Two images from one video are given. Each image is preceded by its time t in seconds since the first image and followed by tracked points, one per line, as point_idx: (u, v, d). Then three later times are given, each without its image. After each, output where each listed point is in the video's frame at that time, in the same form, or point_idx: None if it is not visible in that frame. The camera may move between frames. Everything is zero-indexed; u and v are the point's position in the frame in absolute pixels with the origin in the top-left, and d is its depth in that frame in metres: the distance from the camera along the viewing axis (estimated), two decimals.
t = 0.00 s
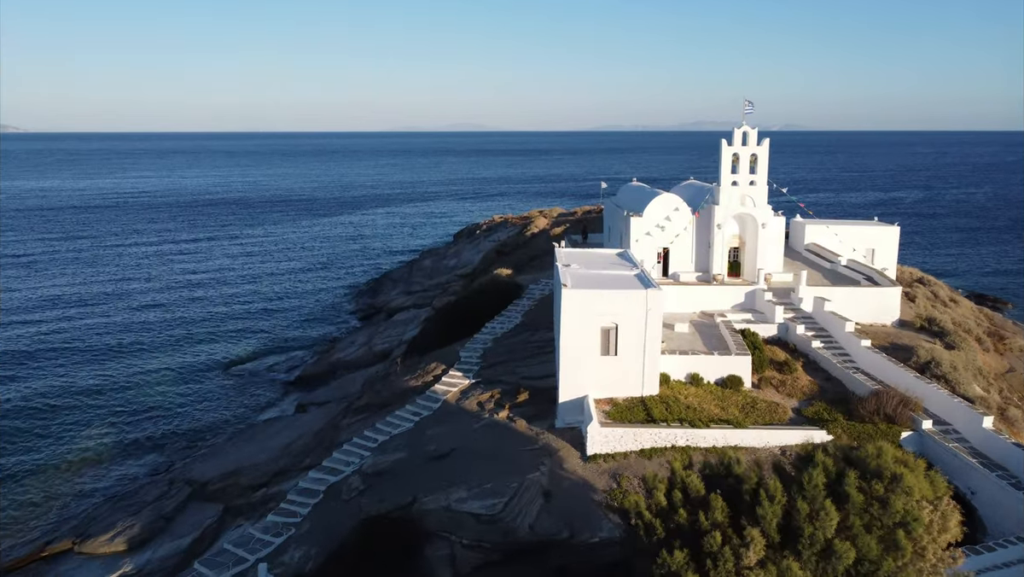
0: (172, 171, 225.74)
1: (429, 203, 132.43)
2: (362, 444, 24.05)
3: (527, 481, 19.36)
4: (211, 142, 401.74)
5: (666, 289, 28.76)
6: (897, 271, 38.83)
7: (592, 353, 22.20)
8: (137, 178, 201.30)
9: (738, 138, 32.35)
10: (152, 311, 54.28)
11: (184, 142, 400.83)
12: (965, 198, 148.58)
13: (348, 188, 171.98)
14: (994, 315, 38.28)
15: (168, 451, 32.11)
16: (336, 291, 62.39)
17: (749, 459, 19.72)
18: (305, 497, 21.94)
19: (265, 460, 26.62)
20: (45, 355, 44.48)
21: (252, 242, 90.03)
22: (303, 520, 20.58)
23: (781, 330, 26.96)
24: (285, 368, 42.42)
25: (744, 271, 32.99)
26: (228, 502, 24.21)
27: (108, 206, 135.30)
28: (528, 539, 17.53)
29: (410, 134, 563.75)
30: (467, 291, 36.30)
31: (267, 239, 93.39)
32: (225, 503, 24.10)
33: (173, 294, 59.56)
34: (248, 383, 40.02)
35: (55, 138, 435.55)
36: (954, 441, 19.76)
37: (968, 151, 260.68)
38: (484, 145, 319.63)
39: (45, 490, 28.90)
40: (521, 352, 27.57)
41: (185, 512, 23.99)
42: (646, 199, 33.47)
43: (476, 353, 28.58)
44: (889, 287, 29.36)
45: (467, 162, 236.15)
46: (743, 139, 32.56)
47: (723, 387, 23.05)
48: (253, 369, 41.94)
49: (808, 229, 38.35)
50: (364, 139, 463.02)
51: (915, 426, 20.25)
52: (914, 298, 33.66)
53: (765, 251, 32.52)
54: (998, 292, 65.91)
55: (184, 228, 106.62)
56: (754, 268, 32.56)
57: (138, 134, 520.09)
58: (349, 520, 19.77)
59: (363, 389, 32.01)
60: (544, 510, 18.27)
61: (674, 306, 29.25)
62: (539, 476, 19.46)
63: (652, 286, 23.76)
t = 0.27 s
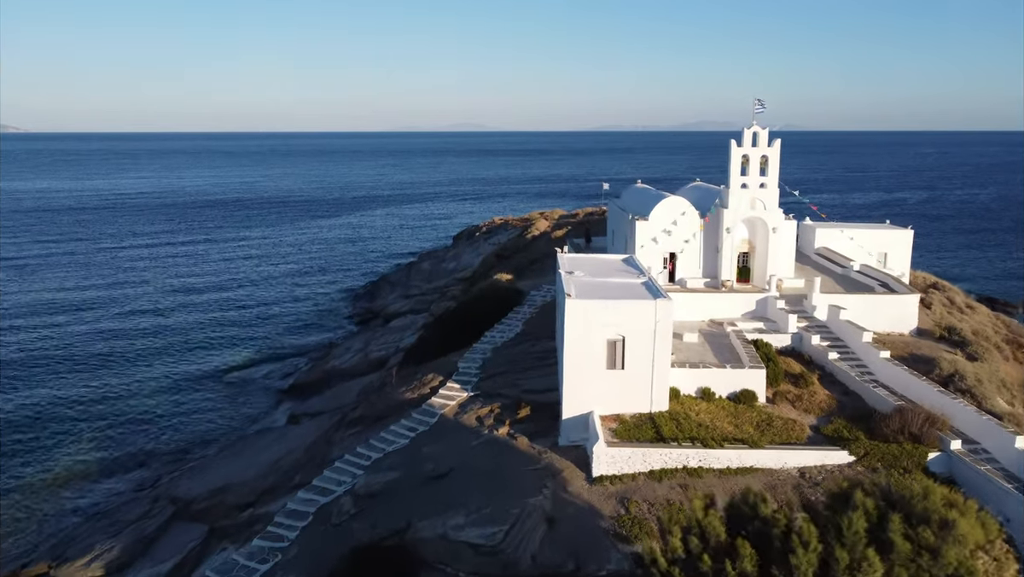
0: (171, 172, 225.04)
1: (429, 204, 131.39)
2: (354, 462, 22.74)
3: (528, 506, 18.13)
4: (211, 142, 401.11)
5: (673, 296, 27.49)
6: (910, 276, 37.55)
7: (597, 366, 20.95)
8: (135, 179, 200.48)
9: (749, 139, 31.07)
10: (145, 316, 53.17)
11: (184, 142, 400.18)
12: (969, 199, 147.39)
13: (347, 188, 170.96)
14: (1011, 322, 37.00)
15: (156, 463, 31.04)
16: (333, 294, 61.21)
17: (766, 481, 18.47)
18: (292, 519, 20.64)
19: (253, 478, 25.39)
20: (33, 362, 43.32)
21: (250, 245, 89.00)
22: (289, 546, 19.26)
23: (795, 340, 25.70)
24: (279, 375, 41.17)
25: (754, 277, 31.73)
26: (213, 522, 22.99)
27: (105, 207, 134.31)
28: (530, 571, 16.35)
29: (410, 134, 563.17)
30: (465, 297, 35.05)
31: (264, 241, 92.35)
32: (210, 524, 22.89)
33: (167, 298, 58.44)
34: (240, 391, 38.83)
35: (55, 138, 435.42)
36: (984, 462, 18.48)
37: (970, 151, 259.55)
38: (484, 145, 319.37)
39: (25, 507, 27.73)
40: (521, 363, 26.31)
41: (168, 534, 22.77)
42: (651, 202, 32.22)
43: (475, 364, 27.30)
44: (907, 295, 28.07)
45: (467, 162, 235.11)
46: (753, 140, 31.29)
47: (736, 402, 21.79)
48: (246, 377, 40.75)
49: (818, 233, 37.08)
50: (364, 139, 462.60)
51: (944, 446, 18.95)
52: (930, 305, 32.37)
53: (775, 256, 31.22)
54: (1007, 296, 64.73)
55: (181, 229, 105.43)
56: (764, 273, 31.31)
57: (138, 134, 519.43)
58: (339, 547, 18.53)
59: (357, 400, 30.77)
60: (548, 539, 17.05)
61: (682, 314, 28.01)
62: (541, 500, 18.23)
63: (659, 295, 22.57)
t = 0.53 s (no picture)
0: (169, 172, 224.33)
1: (428, 204, 130.32)
2: (345, 481, 21.46)
3: (531, 534, 16.90)
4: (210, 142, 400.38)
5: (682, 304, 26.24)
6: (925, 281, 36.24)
7: (603, 381, 19.71)
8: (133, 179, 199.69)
9: (760, 139, 29.75)
10: (137, 321, 52.06)
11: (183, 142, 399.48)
12: (972, 199, 146.17)
13: (346, 189, 169.87)
14: None
15: (142, 478, 29.86)
16: (330, 297, 60.04)
17: (786, 506, 17.23)
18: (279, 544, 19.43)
19: (240, 496, 24.19)
20: (21, 369, 42.21)
21: (247, 246, 87.93)
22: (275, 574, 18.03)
23: (810, 351, 24.44)
24: (272, 383, 39.94)
25: (764, 283, 30.49)
26: (198, 545, 21.82)
27: (103, 208, 133.35)
28: None
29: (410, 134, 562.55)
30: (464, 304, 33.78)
31: (262, 242, 91.32)
32: (194, 547, 21.72)
33: (160, 302, 57.33)
34: (232, 400, 37.63)
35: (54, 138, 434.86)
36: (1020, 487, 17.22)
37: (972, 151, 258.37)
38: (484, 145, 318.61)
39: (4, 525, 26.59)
40: (523, 376, 25.05)
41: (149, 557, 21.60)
42: (657, 205, 30.96)
43: (474, 375, 26.06)
44: (927, 303, 26.79)
45: (467, 162, 234.06)
46: (764, 140, 29.98)
47: (750, 419, 20.57)
48: (238, 385, 39.55)
49: (828, 237, 35.81)
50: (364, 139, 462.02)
51: (976, 469, 17.68)
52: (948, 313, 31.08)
53: (787, 261, 29.95)
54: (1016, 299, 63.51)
55: (177, 231, 104.25)
56: (774, 280, 30.06)
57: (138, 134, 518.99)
58: None
59: (351, 411, 29.55)
60: (551, 571, 15.73)
61: (690, 323, 26.78)
62: (544, 528, 16.99)
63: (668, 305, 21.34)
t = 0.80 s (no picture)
0: (167, 172, 223.55)
1: (427, 205, 129.32)
2: (335, 504, 20.16)
3: (533, 568, 15.67)
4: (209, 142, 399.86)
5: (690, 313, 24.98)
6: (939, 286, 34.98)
7: (609, 399, 18.46)
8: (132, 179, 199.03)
9: (771, 140, 28.49)
10: (129, 327, 50.95)
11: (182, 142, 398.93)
12: (975, 200, 145.07)
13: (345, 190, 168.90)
14: None
15: (126, 494, 28.64)
16: (326, 301, 58.90)
17: (808, 536, 15.96)
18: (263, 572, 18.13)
19: (226, 517, 23.01)
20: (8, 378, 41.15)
21: (244, 249, 86.91)
22: None
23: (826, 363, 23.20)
24: (265, 392, 38.68)
25: (775, 290, 29.25)
26: (180, 571, 20.65)
27: (100, 209, 132.48)
28: None
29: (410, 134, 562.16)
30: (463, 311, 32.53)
31: (259, 244, 90.32)
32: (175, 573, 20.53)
33: (153, 307, 56.25)
34: (223, 409, 36.45)
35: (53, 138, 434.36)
36: None
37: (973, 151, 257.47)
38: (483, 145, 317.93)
39: None
40: (524, 390, 23.80)
41: None
42: (663, 208, 29.72)
43: (472, 388, 24.80)
44: (947, 312, 25.54)
45: (467, 162, 233.17)
46: (776, 141, 28.73)
47: (765, 438, 19.35)
48: (230, 394, 38.36)
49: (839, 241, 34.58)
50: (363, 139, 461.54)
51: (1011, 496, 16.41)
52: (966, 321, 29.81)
53: (799, 267, 28.69)
54: None
55: (174, 232, 103.29)
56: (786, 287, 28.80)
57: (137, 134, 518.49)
58: None
59: (344, 424, 28.32)
60: None
61: (699, 333, 25.54)
62: (547, 561, 15.78)
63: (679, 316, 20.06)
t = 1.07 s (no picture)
0: (167, 172, 223.06)
1: (427, 206, 128.26)
2: (324, 529, 18.89)
3: None
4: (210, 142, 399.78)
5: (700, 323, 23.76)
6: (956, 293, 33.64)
7: (616, 419, 17.22)
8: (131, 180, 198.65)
9: (783, 140, 27.19)
10: (121, 332, 49.93)
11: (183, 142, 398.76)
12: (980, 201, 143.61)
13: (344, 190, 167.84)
14: None
15: (109, 511, 27.47)
16: (323, 305, 57.74)
17: (833, 571, 14.71)
18: None
19: (211, 539, 21.81)
20: None
21: (241, 251, 85.92)
22: None
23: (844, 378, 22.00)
24: (257, 400, 37.48)
25: (787, 298, 28.03)
26: None
27: (98, 210, 131.66)
28: None
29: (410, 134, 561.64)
30: (461, 318, 31.31)
31: (257, 246, 89.32)
32: None
33: (147, 312, 55.25)
34: (213, 419, 35.25)
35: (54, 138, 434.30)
36: None
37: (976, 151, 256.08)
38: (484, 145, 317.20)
39: None
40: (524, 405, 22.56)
41: None
42: (670, 212, 28.47)
43: (470, 402, 23.57)
44: (970, 322, 24.25)
45: (467, 163, 232.21)
46: (788, 141, 27.43)
47: (782, 459, 18.14)
48: (221, 402, 37.19)
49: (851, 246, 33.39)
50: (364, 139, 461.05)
51: None
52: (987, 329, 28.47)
53: (812, 274, 27.42)
54: None
55: (171, 234, 102.33)
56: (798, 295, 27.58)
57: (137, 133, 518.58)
58: None
59: (337, 438, 27.11)
60: None
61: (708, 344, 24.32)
62: None
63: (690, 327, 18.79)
